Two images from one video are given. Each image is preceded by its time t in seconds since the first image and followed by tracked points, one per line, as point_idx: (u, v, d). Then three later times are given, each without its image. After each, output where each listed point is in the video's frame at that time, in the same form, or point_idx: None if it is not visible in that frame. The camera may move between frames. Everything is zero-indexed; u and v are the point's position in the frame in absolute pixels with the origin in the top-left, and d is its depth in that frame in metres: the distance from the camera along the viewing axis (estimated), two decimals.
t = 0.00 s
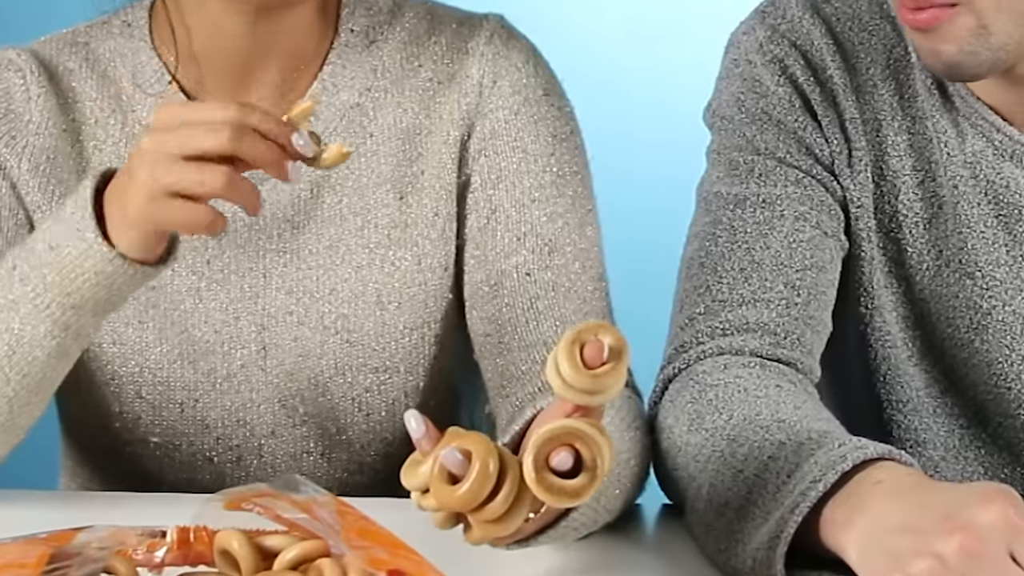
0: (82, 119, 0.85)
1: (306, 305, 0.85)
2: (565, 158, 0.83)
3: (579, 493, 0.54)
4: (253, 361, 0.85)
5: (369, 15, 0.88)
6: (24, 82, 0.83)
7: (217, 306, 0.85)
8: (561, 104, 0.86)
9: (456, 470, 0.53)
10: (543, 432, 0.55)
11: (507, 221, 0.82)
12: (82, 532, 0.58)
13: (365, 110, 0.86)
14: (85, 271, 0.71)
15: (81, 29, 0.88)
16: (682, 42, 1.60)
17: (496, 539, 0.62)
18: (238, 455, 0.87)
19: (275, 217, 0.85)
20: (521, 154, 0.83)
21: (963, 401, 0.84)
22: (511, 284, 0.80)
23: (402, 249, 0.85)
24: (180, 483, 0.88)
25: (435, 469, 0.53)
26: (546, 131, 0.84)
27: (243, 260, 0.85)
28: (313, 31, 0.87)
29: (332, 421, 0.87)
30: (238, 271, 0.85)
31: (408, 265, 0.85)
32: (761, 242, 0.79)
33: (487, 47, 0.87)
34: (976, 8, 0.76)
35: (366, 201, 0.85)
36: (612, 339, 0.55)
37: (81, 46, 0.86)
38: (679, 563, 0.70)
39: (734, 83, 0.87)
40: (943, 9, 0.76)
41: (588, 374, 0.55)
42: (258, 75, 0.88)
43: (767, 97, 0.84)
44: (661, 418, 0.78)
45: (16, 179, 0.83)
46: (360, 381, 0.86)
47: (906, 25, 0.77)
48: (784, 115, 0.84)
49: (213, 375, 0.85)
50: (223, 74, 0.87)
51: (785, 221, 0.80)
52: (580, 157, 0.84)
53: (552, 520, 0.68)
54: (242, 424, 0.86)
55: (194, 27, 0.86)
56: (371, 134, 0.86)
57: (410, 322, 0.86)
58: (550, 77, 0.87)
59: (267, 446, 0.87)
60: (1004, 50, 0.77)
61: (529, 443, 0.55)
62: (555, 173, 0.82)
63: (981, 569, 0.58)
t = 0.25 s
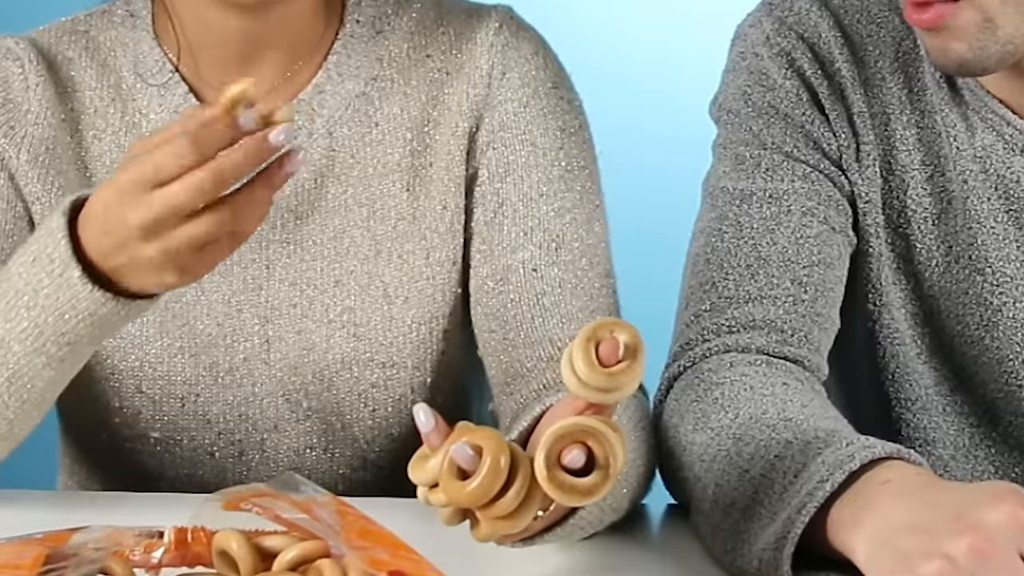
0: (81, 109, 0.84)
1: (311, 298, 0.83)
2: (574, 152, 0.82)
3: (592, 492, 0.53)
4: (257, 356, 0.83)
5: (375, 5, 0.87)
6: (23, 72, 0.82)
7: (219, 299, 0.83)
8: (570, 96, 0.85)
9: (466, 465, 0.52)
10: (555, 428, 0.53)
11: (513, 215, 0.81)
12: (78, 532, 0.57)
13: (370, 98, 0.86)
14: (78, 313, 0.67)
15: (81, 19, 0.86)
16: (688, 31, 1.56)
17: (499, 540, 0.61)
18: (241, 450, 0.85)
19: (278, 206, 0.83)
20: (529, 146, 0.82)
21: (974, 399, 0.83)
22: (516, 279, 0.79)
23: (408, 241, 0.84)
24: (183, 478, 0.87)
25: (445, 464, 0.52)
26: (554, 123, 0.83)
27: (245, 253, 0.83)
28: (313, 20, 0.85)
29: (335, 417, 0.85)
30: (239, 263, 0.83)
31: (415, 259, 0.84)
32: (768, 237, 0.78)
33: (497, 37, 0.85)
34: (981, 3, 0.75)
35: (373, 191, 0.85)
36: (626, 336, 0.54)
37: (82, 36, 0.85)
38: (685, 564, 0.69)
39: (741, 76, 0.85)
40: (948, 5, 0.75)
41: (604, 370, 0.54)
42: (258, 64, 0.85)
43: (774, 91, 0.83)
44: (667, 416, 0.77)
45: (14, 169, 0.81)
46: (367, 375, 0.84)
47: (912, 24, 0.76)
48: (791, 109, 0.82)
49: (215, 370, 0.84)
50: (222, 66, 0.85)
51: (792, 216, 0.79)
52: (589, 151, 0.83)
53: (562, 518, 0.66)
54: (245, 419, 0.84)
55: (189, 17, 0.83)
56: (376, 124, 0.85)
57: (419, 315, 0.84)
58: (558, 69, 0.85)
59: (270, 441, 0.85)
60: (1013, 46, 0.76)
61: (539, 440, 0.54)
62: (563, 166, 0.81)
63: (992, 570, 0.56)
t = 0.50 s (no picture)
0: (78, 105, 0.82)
1: (311, 296, 0.82)
2: (576, 144, 0.81)
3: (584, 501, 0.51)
4: (256, 355, 0.82)
5: None
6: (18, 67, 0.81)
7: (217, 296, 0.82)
8: (573, 89, 0.84)
9: (458, 475, 0.51)
10: (546, 437, 0.52)
11: (514, 210, 0.80)
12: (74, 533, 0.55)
13: (370, 96, 0.84)
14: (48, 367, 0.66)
15: (76, 13, 0.85)
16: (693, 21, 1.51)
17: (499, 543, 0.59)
18: (239, 451, 0.84)
19: (278, 205, 0.82)
20: (530, 139, 0.81)
21: (984, 398, 0.82)
22: (519, 275, 0.78)
23: (409, 237, 0.83)
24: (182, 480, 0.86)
25: (436, 475, 0.50)
26: (556, 117, 0.81)
27: (245, 249, 0.82)
28: (307, 12, 0.85)
29: (337, 417, 0.84)
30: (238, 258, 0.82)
31: (416, 255, 0.83)
32: (775, 234, 0.77)
33: (496, 28, 0.85)
34: None
35: (372, 188, 0.83)
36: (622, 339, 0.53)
37: (78, 31, 0.83)
38: (691, 565, 0.68)
39: (747, 70, 0.84)
40: None
41: (597, 377, 0.52)
42: (252, 56, 0.84)
43: (781, 85, 0.82)
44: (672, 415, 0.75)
45: (9, 166, 0.80)
46: (370, 374, 0.83)
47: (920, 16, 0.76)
48: (798, 103, 0.81)
49: (212, 367, 0.82)
50: (214, 56, 0.83)
51: (799, 211, 0.78)
52: (591, 143, 0.82)
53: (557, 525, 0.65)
54: (243, 418, 0.83)
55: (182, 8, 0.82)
56: (376, 120, 0.83)
57: (420, 313, 0.83)
58: (560, 61, 0.84)
59: (271, 443, 0.84)
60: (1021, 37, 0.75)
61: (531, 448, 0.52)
62: (565, 161, 0.80)
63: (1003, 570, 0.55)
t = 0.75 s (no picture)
0: (73, 96, 0.81)
1: (308, 292, 0.81)
2: (579, 140, 0.79)
3: (595, 495, 0.51)
4: (253, 351, 0.81)
5: None
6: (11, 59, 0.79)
7: (214, 292, 0.81)
8: (575, 84, 0.82)
9: (466, 471, 0.50)
10: (555, 431, 0.51)
11: (515, 206, 0.79)
12: (72, 532, 0.54)
13: (369, 89, 0.82)
14: (40, 351, 0.65)
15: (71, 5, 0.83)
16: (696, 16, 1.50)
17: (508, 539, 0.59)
18: (236, 449, 0.83)
19: (275, 200, 0.81)
20: (532, 134, 0.80)
21: (995, 396, 0.80)
22: (520, 272, 0.77)
23: (409, 233, 0.82)
24: (179, 479, 0.84)
25: (443, 470, 0.50)
26: (559, 112, 0.80)
27: (242, 245, 0.81)
28: (307, 5, 0.83)
29: (334, 414, 0.83)
30: (236, 252, 0.81)
31: (415, 251, 0.82)
32: (782, 229, 0.76)
33: (498, 22, 0.83)
34: None
35: (370, 183, 0.82)
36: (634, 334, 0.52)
37: (73, 23, 0.82)
38: (697, 565, 0.67)
39: (754, 63, 0.83)
40: None
41: (608, 372, 0.51)
42: (251, 48, 0.82)
43: (788, 78, 0.81)
44: (677, 414, 0.74)
45: (4, 158, 0.79)
46: (365, 371, 0.82)
47: None
48: (806, 97, 0.80)
49: (211, 365, 0.81)
50: (213, 47, 0.82)
51: (807, 207, 0.77)
52: (594, 139, 0.80)
53: (563, 522, 0.64)
54: (240, 415, 0.82)
55: None
56: (375, 115, 0.82)
57: (417, 309, 0.82)
58: (564, 56, 0.83)
59: (266, 439, 0.83)
60: None
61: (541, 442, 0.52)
62: (568, 156, 0.79)
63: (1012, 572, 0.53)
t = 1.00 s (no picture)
0: (85, 86, 0.80)
1: (317, 288, 0.80)
2: (591, 137, 0.78)
3: (597, 502, 0.50)
4: (261, 347, 0.80)
5: None
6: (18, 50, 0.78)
7: (223, 288, 0.80)
8: (590, 81, 0.81)
9: (468, 474, 0.50)
10: (560, 434, 0.51)
11: (524, 201, 0.78)
12: (67, 533, 0.53)
13: (383, 83, 0.81)
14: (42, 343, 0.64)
15: None
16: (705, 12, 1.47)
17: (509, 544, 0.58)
18: (241, 445, 0.82)
19: (287, 193, 0.79)
20: (544, 129, 0.79)
21: (1003, 396, 0.80)
22: (529, 267, 0.76)
23: (419, 229, 0.81)
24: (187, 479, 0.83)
25: (445, 473, 0.50)
26: (572, 108, 0.79)
27: (252, 239, 0.80)
28: None
29: (338, 411, 0.82)
30: (244, 248, 0.80)
31: (424, 247, 0.81)
32: (789, 226, 0.75)
33: (513, 15, 0.82)
34: None
35: (381, 177, 0.81)
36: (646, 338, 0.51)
37: (79, 12, 0.80)
38: (703, 565, 0.65)
39: (760, 56, 0.82)
40: None
41: (619, 376, 0.50)
42: (266, 41, 0.81)
43: (795, 72, 0.80)
44: (682, 413, 0.73)
45: (23, 148, 0.78)
46: (371, 367, 0.81)
47: None
48: (813, 92, 0.79)
49: (220, 363, 0.80)
50: (228, 40, 0.80)
51: (814, 203, 0.76)
52: (606, 136, 0.79)
53: (567, 525, 0.63)
54: (246, 411, 0.81)
55: None
56: (389, 109, 0.81)
57: (426, 305, 0.81)
58: (578, 52, 0.82)
59: (273, 437, 0.82)
60: None
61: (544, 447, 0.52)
62: (579, 152, 0.78)
63: None
